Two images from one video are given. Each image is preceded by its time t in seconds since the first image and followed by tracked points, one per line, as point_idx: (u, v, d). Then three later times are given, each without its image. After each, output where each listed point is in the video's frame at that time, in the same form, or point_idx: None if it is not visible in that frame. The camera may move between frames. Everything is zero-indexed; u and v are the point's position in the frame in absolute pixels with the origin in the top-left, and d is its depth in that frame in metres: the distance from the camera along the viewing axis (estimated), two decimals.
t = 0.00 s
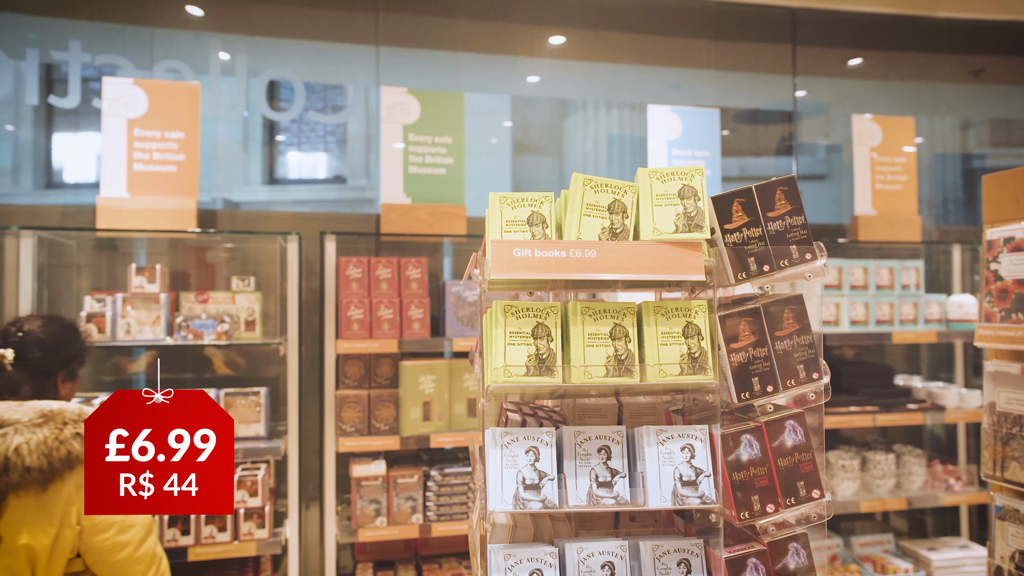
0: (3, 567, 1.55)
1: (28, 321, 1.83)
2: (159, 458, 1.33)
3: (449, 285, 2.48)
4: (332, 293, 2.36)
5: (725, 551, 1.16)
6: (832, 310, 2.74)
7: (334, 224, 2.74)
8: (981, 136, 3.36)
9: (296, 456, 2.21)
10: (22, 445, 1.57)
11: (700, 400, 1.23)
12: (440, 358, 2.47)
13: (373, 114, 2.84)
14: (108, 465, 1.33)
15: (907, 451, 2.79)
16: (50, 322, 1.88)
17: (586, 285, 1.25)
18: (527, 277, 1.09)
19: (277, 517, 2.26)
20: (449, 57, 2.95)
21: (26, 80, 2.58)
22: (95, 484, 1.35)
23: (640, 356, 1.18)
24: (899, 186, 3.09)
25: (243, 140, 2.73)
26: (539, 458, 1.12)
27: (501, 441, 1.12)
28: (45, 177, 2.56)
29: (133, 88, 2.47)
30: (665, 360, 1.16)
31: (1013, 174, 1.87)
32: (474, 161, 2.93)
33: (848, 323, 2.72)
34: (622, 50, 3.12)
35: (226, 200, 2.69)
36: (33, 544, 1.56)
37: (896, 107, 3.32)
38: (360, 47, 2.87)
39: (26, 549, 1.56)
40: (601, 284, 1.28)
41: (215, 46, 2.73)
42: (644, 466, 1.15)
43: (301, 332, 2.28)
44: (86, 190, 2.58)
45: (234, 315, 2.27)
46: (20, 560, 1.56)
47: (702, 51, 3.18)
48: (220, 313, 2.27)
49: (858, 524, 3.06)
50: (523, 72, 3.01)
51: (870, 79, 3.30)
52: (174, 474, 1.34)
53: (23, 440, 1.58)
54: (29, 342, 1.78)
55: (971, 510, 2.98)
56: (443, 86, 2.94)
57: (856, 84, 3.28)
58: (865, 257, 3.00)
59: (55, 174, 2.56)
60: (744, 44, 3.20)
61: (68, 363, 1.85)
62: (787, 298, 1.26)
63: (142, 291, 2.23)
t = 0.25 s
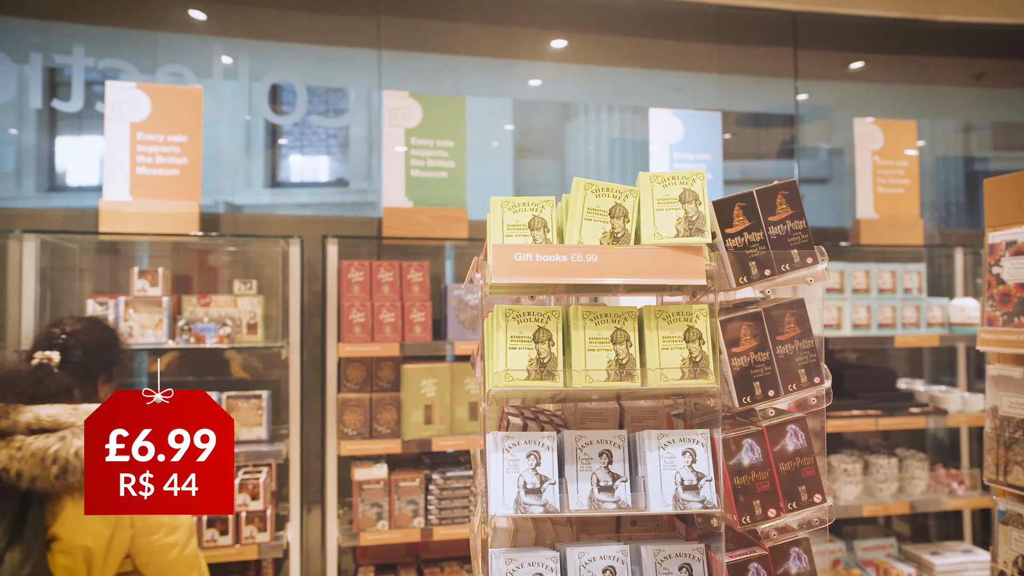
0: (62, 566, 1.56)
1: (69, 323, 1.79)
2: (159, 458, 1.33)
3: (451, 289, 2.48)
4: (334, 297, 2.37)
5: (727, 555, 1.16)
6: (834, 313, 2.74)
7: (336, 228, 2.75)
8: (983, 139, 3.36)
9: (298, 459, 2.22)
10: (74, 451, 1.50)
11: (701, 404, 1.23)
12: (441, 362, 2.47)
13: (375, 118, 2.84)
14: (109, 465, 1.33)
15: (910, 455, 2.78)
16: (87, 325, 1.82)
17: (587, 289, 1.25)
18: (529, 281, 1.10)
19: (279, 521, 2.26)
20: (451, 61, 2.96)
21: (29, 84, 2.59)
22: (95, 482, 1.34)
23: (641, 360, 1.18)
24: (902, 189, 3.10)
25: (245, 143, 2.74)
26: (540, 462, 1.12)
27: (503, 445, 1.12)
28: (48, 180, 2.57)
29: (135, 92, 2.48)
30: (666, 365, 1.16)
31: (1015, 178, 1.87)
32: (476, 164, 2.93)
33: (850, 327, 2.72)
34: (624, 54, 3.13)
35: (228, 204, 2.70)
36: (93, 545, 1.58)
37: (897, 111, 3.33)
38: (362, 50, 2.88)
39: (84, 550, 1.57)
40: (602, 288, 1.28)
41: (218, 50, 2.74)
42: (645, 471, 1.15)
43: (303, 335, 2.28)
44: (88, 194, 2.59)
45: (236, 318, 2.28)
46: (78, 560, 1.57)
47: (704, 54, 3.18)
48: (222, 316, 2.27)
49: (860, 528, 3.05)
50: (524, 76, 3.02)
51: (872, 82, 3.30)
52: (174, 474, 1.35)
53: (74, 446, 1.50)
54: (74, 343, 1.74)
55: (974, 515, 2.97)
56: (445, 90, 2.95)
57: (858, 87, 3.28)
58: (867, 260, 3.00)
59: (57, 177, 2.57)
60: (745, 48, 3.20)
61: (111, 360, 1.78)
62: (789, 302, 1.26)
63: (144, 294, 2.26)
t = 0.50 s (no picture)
0: (120, 566, 1.53)
1: (113, 327, 1.81)
2: (159, 459, 1.34)
3: (453, 292, 2.49)
4: (336, 300, 2.37)
5: (729, 559, 1.17)
6: (837, 316, 2.74)
7: (338, 231, 2.75)
8: (985, 141, 3.36)
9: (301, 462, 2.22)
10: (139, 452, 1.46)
11: (704, 407, 1.23)
12: (444, 364, 2.48)
13: (377, 120, 2.85)
14: (108, 465, 1.34)
15: (913, 459, 2.77)
16: (126, 326, 1.82)
17: (589, 292, 1.25)
18: (532, 285, 1.10)
19: (282, 524, 2.26)
20: (453, 64, 2.97)
21: (34, 88, 2.60)
22: (94, 482, 1.35)
23: (644, 364, 1.18)
24: (904, 192, 3.09)
25: (248, 146, 2.75)
26: (543, 466, 1.12)
27: (506, 448, 1.12)
28: (52, 183, 2.58)
29: (139, 96, 2.49)
30: (669, 368, 1.16)
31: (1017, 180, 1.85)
32: (478, 167, 2.94)
33: (853, 330, 2.71)
34: (625, 57, 3.13)
35: (231, 207, 2.71)
36: (148, 546, 1.53)
37: (900, 113, 3.33)
38: (365, 54, 2.89)
39: (141, 550, 1.53)
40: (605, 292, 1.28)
41: (221, 54, 2.75)
42: (648, 475, 1.15)
43: (305, 338, 2.28)
44: (92, 197, 2.60)
45: (239, 321, 2.29)
46: (134, 561, 1.53)
47: (706, 57, 3.19)
48: (225, 319, 2.30)
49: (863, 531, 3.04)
50: (527, 79, 3.03)
51: (874, 85, 3.30)
52: (174, 475, 1.36)
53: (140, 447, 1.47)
54: (116, 347, 1.75)
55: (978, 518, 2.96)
56: (448, 93, 2.96)
57: (860, 90, 3.29)
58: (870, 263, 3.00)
59: (61, 180, 2.58)
60: (747, 51, 3.21)
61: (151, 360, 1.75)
62: (792, 305, 1.26)
63: (147, 297, 2.30)
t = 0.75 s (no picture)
0: (167, 566, 1.61)
1: (149, 332, 1.99)
2: (159, 459, 1.33)
3: (455, 294, 2.48)
4: (337, 302, 2.37)
5: (732, 564, 1.16)
6: (840, 318, 2.72)
7: (340, 233, 2.75)
8: (988, 143, 3.35)
9: (302, 464, 2.22)
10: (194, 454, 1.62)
11: (707, 411, 1.23)
12: (445, 367, 2.47)
13: (379, 122, 2.85)
14: (109, 464, 1.34)
15: (917, 461, 2.76)
16: (163, 331, 2.00)
17: (591, 294, 1.25)
18: (533, 286, 1.09)
19: (282, 527, 2.26)
20: (455, 66, 2.97)
21: (36, 90, 2.60)
22: (94, 481, 1.34)
23: (647, 367, 1.18)
24: (907, 194, 3.08)
25: (250, 148, 2.74)
26: (545, 470, 1.12)
27: (507, 452, 1.12)
28: (53, 185, 2.58)
29: (141, 97, 2.50)
30: (671, 371, 1.15)
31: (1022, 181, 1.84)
32: (480, 169, 2.94)
33: (857, 332, 2.70)
34: (627, 59, 3.13)
35: (232, 209, 2.70)
36: (195, 547, 1.64)
37: (902, 115, 3.32)
38: (367, 56, 2.88)
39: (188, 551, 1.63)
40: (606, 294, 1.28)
41: (222, 55, 2.75)
42: (650, 478, 1.14)
43: (306, 340, 2.28)
44: (94, 199, 2.60)
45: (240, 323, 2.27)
46: (181, 562, 1.62)
47: (708, 59, 3.18)
48: (226, 321, 2.28)
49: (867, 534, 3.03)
50: (528, 80, 3.03)
51: (876, 86, 3.30)
52: (173, 475, 1.35)
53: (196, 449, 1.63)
54: (154, 351, 1.95)
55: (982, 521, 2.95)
56: (449, 95, 2.95)
57: (862, 92, 3.28)
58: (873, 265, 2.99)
59: (63, 182, 2.58)
60: (749, 52, 3.20)
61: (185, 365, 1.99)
62: (795, 307, 1.25)
63: (148, 299, 2.30)
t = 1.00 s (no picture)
0: (198, 565, 1.68)
1: (171, 333, 2.08)
2: (159, 458, 1.34)
3: (457, 295, 2.48)
4: (340, 302, 2.37)
5: (735, 565, 1.15)
6: (843, 319, 2.72)
7: (342, 233, 2.75)
8: (992, 143, 3.34)
9: (304, 465, 2.22)
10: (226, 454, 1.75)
11: (710, 411, 1.23)
12: (448, 367, 2.47)
13: (382, 123, 2.86)
14: (108, 464, 1.33)
15: (920, 462, 2.75)
16: (185, 330, 2.10)
17: (593, 295, 1.24)
18: (536, 287, 1.09)
19: (285, 527, 2.26)
20: (458, 67, 2.97)
21: (39, 91, 2.61)
22: (93, 482, 1.34)
23: (650, 367, 1.18)
24: (910, 194, 3.07)
25: (252, 149, 2.75)
26: (547, 470, 1.11)
27: (510, 453, 1.11)
28: (57, 186, 2.59)
29: (143, 98, 2.50)
30: (674, 372, 1.15)
31: None
32: (483, 170, 2.94)
33: (860, 332, 2.69)
34: (630, 59, 3.12)
35: (235, 210, 2.71)
36: (226, 544, 1.71)
37: (905, 115, 3.31)
38: (369, 56, 2.89)
39: (219, 550, 1.70)
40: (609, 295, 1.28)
41: (225, 56, 2.76)
42: (653, 479, 1.14)
43: (309, 341, 2.28)
44: (97, 200, 2.61)
45: (243, 324, 2.29)
46: (213, 559, 1.69)
47: (710, 59, 3.18)
48: (228, 322, 2.29)
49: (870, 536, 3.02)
50: (531, 81, 3.03)
51: (879, 87, 3.29)
52: (173, 475, 1.36)
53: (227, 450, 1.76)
54: (176, 351, 2.06)
55: (986, 523, 2.94)
56: (451, 96, 2.95)
57: (865, 92, 3.27)
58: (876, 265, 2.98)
59: (66, 183, 2.59)
60: (752, 52, 3.20)
61: (205, 366, 2.11)
62: (798, 308, 1.25)
63: (151, 299, 2.29)
